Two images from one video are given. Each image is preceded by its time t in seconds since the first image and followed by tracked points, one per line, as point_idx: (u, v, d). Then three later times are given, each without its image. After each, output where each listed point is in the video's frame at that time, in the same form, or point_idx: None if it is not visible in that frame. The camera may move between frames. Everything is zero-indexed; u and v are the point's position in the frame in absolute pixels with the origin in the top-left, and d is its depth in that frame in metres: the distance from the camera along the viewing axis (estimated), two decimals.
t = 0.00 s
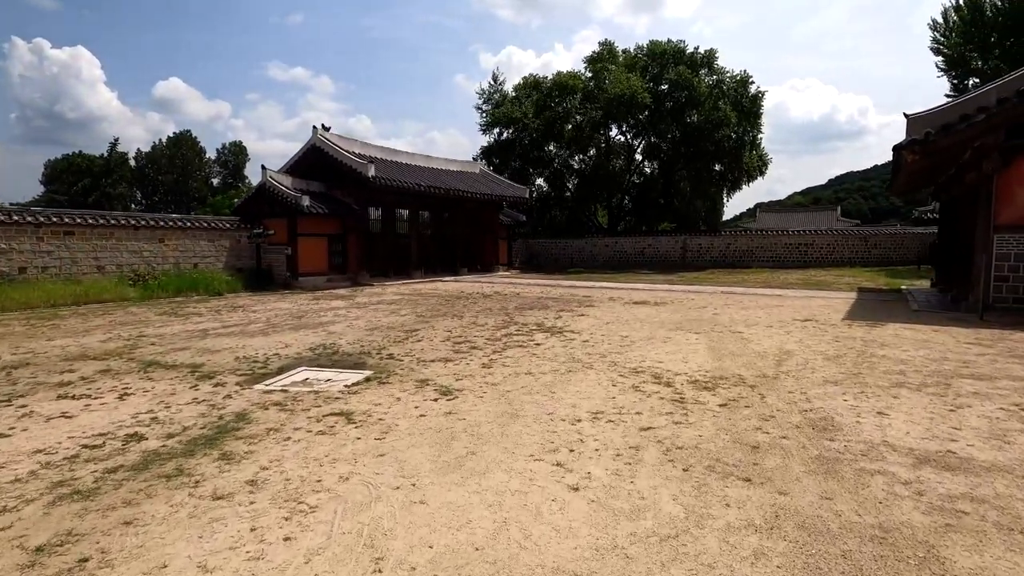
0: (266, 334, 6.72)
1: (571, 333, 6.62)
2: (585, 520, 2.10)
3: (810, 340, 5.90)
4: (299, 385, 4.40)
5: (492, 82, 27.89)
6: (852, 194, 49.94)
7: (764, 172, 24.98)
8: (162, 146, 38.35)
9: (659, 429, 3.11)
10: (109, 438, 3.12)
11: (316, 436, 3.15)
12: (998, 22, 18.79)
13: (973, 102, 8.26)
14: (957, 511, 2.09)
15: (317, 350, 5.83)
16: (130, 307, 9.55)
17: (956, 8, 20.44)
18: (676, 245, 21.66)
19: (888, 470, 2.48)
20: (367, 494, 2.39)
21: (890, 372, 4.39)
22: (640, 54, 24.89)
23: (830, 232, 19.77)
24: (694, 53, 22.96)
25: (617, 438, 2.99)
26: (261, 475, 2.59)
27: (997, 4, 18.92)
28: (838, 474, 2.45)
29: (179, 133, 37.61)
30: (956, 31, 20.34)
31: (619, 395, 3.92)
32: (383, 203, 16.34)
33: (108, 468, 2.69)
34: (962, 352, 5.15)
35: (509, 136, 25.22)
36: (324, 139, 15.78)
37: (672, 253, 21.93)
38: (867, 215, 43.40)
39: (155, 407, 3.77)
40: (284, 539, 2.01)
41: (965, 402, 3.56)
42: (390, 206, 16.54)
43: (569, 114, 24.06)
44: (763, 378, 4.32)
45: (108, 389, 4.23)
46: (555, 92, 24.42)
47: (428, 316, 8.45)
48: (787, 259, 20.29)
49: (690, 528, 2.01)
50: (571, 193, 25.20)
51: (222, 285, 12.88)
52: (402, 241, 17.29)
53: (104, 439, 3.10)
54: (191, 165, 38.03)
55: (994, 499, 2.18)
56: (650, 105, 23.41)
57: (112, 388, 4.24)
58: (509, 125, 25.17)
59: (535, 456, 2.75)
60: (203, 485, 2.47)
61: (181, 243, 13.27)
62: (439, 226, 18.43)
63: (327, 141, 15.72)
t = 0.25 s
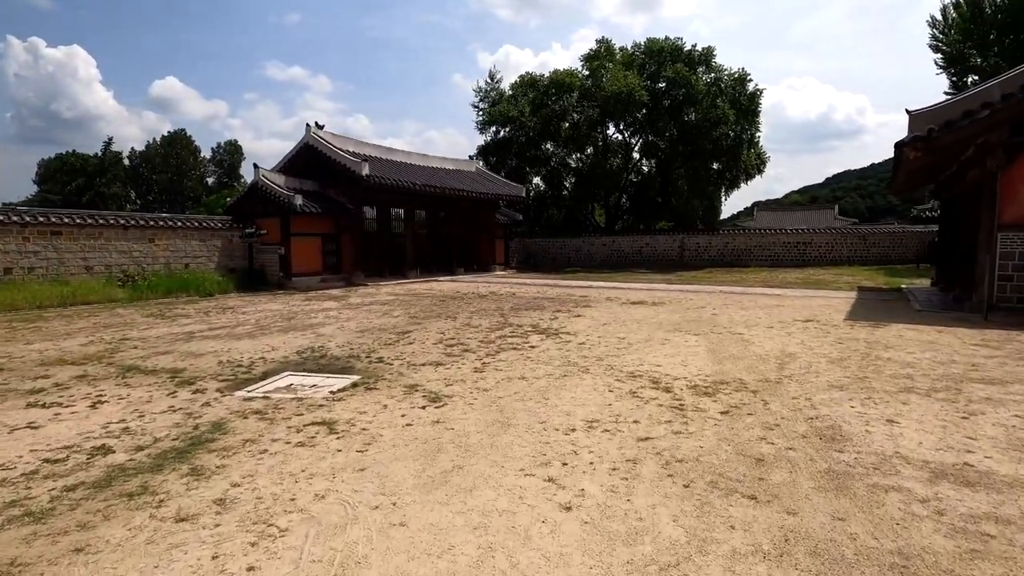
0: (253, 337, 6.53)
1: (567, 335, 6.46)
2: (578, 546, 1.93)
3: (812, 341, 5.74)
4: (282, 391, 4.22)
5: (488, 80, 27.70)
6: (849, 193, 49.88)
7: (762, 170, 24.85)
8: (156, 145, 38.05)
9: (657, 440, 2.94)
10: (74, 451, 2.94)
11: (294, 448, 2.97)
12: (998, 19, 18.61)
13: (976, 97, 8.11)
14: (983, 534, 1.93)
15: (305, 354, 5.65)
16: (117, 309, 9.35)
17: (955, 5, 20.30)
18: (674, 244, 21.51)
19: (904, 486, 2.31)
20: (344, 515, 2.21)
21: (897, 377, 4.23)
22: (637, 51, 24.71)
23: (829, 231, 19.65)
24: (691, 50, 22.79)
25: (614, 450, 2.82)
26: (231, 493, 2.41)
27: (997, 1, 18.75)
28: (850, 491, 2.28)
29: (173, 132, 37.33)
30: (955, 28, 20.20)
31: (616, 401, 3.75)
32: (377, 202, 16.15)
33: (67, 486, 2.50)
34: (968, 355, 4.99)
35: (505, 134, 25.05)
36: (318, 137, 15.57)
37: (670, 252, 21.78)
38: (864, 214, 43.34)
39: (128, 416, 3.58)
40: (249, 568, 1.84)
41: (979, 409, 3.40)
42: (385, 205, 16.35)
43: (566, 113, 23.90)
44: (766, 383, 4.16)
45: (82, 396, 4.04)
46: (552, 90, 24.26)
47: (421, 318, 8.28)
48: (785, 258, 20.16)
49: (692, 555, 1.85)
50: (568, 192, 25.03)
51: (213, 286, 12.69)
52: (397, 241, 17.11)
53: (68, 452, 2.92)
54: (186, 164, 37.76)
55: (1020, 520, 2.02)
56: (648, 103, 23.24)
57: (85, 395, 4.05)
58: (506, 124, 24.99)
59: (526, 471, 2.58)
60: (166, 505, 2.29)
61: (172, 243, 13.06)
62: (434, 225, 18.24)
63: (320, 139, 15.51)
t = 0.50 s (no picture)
0: (237, 339, 6.35)
1: (559, 336, 6.30)
2: (561, 569, 1.78)
3: (810, 342, 5.61)
4: (261, 397, 4.04)
5: (482, 78, 27.53)
6: (844, 191, 49.92)
7: (757, 168, 24.76)
8: (147, 145, 37.69)
9: (650, 448, 2.79)
10: (32, 463, 2.76)
11: (266, 459, 2.80)
12: (992, 16, 18.50)
13: (973, 93, 8.00)
14: (997, 552, 1.79)
15: (288, 357, 5.47)
16: (101, 310, 9.15)
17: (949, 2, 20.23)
18: (669, 243, 21.40)
19: (911, 498, 2.17)
20: (311, 534, 2.05)
21: (898, 378, 4.09)
22: (632, 49, 24.57)
23: (824, 229, 19.57)
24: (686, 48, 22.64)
25: (604, 459, 2.67)
26: (192, 510, 2.24)
27: None
28: (854, 504, 2.14)
29: (164, 132, 37.01)
30: (949, 26, 20.13)
31: (608, 406, 3.60)
32: (370, 201, 15.96)
33: (16, 503, 2.33)
34: (969, 355, 4.86)
35: (499, 133, 24.91)
36: (309, 136, 15.38)
37: (665, 251, 21.66)
38: (859, 213, 43.37)
39: (96, 423, 3.42)
40: None
41: (984, 413, 3.26)
42: (377, 204, 16.16)
43: (561, 111, 23.78)
44: (763, 386, 4.01)
45: (49, 403, 3.86)
46: (546, 88, 24.11)
47: (411, 319, 8.11)
48: (780, 257, 20.08)
49: None
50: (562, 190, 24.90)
51: (202, 286, 12.48)
52: (390, 240, 16.93)
53: (25, 465, 2.75)
54: (177, 164, 37.45)
55: None
56: (642, 102, 23.12)
57: (53, 401, 3.87)
58: (500, 122, 24.83)
59: (510, 483, 2.42)
60: (121, 524, 2.13)
61: (159, 243, 12.84)
62: (427, 225, 18.07)
63: (311, 137, 15.31)
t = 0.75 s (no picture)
0: (219, 342, 6.17)
1: (551, 338, 6.14)
2: None
3: (807, 344, 5.45)
4: (236, 403, 3.87)
5: (477, 77, 27.36)
6: (840, 191, 49.90)
7: (753, 168, 24.65)
8: (141, 144, 37.39)
9: (640, 459, 2.63)
10: None
11: (231, 472, 2.63)
12: (989, 15, 18.36)
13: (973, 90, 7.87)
14: None
15: (270, 360, 5.30)
16: (84, 311, 8.95)
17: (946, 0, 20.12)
18: (665, 243, 21.27)
19: (918, 516, 2.02)
20: (269, 558, 1.89)
21: (900, 382, 3.95)
22: (628, 48, 24.41)
23: (821, 228, 19.46)
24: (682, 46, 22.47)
25: (590, 472, 2.51)
26: (143, 530, 2.08)
27: None
28: (857, 523, 1.98)
29: (158, 131, 36.72)
30: (946, 24, 20.01)
31: (597, 413, 3.43)
32: (363, 200, 15.78)
33: None
34: (971, 358, 4.71)
35: (495, 132, 24.74)
36: (300, 134, 15.18)
37: (661, 251, 21.53)
38: (855, 212, 43.34)
39: (59, 432, 3.25)
40: None
41: (990, 420, 3.11)
42: (371, 203, 15.97)
43: (556, 110, 23.63)
44: (760, 391, 3.86)
45: (12, 410, 3.69)
46: (542, 87, 23.95)
47: (401, 320, 7.94)
48: (777, 256, 19.96)
49: None
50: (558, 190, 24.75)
51: (191, 287, 12.28)
52: (383, 240, 16.75)
53: None
54: (171, 163, 37.18)
55: None
56: (638, 100, 22.97)
57: (17, 408, 3.69)
58: (495, 121, 24.66)
59: (488, 499, 2.26)
60: (63, 548, 1.96)
61: (147, 243, 12.64)
62: (422, 224, 17.88)
63: (303, 136, 15.12)
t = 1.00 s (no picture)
0: (203, 345, 6.00)
1: (544, 340, 6.00)
2: None
3: (806, 346, 5.32)
4: (213, 411, 3.71)
5: (473, 75, 27.18)
6: (837, 190, 49.89)
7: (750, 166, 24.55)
8: (134, 142, 37.02)
9: (633, 474, 2.49)
10: None
11: (200, 488, 2.48)
12: (986, 13, 18.24)
13: (973, 87, 7.75)
14: None
15: (255, 364, 5.13)
16: (68, 313, 8.76)
17: None
18: (661, 242, 21.16)
19: (929, 539, 1.88)
20: None
21: (903, 388, 3.82)
22: (624, 46, 24.26)
23: (818, 228, 19.37)
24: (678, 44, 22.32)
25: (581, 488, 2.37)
26: (97, 556, 1.93)
27: None
28: (864, 547, 1.85)
29: (151, 129, 36.40)
30: (943, 23, 19.91)
31: (589, 421, 3.29)
32: (356, 199, 15.60)
33: None
34: (974, 361, 4.58)
35: (490, 130, 24.58)
36: (293, 132, 14.98)
37: (657, 250, 21.42)
38: (851, 211, 43.33)
39: (23, 443, 3.08)
40: None
41: (999, 430, 2.98)
42: (364, 202, 15.79)
43: (552, 108, 23.48)
44: (759, 397, 3.72)
45: None
46: (537, 85, 23.78)
47: (392, 321, 7.78)
48: (774, 256, 19.87)
49: None
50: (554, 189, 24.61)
51: (181, 287, 12.10)
52: (377, 239, 16.57)
53: None
54: (165, 162, 36.88)
55: None
56: (634, 99, 22.82)
57: None
58: (491, 120, 24.49)
59: (471, 519, 2.12)
60: None
61: (136, 243, 12.44)
62: (416, 223, 17.72)
63: (295, 134, 14.92)
